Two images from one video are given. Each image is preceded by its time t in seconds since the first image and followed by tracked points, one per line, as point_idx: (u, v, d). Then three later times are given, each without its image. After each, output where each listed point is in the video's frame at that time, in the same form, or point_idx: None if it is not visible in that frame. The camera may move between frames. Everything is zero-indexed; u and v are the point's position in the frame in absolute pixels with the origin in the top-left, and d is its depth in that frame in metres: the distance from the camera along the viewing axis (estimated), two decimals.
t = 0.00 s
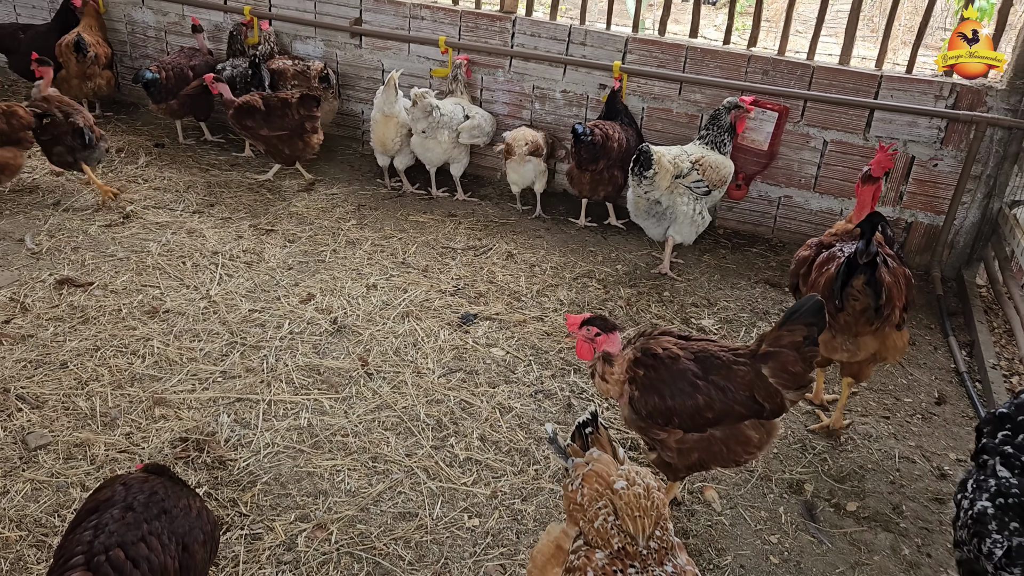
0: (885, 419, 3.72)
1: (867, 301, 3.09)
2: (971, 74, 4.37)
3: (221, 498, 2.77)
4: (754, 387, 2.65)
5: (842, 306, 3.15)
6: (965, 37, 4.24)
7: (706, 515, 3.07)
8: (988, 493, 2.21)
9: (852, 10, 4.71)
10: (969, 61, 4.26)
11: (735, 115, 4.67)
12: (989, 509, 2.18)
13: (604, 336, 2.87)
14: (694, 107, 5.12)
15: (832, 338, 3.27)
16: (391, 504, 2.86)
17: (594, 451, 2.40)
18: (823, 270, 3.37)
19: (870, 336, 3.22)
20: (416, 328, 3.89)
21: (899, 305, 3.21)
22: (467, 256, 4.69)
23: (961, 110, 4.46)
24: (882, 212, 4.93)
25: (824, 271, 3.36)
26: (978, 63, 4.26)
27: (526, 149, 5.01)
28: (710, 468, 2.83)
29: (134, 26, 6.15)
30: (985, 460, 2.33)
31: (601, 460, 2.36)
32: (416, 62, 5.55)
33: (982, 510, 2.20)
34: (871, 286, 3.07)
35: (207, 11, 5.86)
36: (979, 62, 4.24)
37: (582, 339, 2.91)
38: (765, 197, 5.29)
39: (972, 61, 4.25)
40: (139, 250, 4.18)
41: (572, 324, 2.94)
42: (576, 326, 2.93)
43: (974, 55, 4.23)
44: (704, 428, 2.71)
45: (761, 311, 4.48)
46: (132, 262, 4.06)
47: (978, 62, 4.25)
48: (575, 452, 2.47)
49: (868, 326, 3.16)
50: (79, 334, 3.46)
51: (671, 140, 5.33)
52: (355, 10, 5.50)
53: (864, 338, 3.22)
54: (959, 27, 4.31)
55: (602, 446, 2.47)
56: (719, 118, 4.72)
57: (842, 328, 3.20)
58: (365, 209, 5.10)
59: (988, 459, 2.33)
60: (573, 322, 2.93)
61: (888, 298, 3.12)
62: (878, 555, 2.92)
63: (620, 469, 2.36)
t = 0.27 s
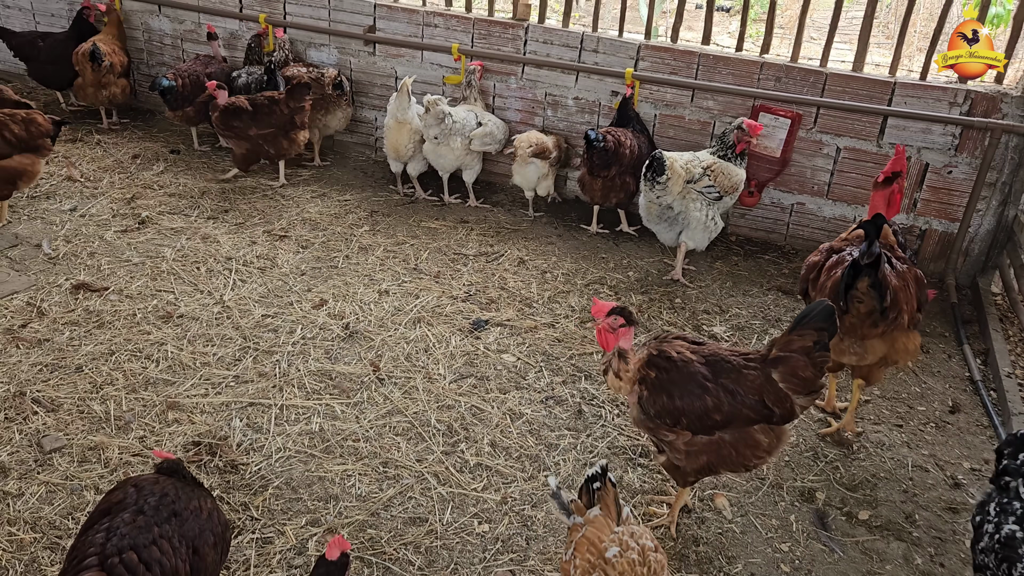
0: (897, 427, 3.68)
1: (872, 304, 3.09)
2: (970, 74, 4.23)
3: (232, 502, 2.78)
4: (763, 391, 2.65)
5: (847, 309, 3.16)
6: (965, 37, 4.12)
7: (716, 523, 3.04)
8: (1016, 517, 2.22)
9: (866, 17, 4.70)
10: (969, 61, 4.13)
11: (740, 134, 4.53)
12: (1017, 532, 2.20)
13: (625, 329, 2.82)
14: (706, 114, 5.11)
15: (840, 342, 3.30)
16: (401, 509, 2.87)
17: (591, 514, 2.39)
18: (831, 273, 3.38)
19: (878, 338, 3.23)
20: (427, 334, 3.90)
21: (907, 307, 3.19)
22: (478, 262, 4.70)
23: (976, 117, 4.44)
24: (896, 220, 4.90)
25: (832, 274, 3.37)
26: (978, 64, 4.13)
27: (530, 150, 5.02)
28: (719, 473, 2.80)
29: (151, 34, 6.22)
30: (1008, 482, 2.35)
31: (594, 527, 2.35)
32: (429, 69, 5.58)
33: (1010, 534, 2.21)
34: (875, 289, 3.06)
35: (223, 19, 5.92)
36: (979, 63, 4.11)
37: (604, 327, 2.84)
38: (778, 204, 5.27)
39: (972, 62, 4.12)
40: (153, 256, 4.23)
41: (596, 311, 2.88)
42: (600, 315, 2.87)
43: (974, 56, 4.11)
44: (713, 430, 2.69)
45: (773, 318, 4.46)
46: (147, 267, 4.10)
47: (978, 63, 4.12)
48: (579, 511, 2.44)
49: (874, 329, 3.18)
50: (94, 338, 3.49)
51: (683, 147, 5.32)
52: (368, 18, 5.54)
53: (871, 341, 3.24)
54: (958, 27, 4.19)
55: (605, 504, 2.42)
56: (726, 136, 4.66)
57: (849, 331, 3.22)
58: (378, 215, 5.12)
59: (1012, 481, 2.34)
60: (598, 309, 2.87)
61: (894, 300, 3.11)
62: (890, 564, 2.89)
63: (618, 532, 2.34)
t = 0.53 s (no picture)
0: (908, 433, 3.65)
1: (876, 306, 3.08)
2: (970, 74, 4.21)
3: (242, 506, 2.79)
4: (772, 397, 2.64)
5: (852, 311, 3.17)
6: (965, 37, 4.11)
7: (725, 529, 3.02)
8: None
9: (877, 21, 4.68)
10: (969, 61, 4.13)
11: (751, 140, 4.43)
12: None
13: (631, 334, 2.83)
14: (716, 119, 5.11)
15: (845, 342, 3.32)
16: (409, 514, 2.87)
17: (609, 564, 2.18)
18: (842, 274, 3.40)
19: (883, 340, 3.23)
20: (436, 339, 3.90)
21: (913, 310, 3.18)
22: (487, 267, 4.70)
23: (987, 121, 4.41)
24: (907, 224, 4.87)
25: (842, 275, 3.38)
26: (978, 64, 4.12)
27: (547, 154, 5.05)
28: (728, 478, 2.78)
29: (163, 40, 6.27)
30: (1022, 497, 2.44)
31: None
32: (438, 75, 5.60)
33: None
34: (879, 291, 3.05)
35: (235, 25, 5.97)
36: (979, 63, 4.10)
37: (610, 332, 2.84)
38: (788, 209, 5.24)
39: (972, 62, 4.11)
40: (164, 260, 4.25)
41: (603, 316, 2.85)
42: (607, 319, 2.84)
43: (974, 56, 4.10)
44: (722, 435, 2.68)
45: (783, 323, 4.44)
46: (158, 272, 4.13)
47: (978, 63, 4.10)
48: (596, 561, 2.26)
49: (880, 331, 3.18)
50: (106, 342, 3.51)
51: (693, 152, 5.32)
52: (379, 23, 5.56)
53: (877, 343, 3.24)
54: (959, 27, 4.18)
55: (624, 555, 2.18)
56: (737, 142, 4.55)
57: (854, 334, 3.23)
58: (387, 220, 5.13)
59: None
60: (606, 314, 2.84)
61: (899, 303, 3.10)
62: (900, 571, 2.86)
63: None
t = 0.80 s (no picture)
0: (916, 437, 3.63)
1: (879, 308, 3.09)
2: (970, 74, 4.21)
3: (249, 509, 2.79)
4: (779, 401, 2.63)
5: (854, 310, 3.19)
6: (965, 37, 4.09)
7: (731, 533, 3.00)
8: None
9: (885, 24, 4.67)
10: (969, 61, 4.12)
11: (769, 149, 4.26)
12: None
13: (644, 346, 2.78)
14: (723, 122, 5.10)
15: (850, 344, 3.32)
16: (416, 517, 2.86)
17: None
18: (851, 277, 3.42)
19: (889, 345, 3.22)
20: (443, 342, 3.90)
21: (920, 315, 3.17)
22: (494, 270, 4.70)
23: (996, 124, 4.38)
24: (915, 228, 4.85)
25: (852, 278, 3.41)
26: (978, 64, 4.12)
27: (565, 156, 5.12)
28: (734, 482, 2.76)
29: (172, 45, 6.31)
30: (1020, 498, 2.45)
31: None
32: (445, 78, 5.61)
33: None
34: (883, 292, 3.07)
35: (243, 29, 6.00)
36: (979, 63, 4.09)
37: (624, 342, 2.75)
38: (795, 212, 5.23)
39: (972, 62, 4.11)
40: (173, 264, 4.27)
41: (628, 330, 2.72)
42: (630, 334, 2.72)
43: (974, 56, 4.10)
44: (729, 439, 2.67)
45: (790, 327, 4.42)
46: (166, 275, 4.14)
47: (978, 63, 4.10)
48: None
49: (885, 334, 3.16)
50: (114, 346, 3.52)
51: (699, 155, 5.31)
52: (386, 27, 5.58)
53: (883, 348, 3.22)
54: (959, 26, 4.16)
55: None
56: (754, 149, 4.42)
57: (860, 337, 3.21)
58: (395, 224, 5.14)
59: (1021, 497, 2.44)
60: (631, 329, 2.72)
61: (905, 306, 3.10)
62: None
63: None
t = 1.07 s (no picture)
0: (923, 439, 3.61)
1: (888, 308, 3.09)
2: (970, 74, 4.21)
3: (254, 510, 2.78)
4: (785, 400, 2.62)
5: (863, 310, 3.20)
6: (965, 37, 4.07)
7: (737, 535, 2.99)
8: None
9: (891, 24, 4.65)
10: (969, 61, 4.12)
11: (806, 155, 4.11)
12: None
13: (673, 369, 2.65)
14: (729, 123, 5.10)
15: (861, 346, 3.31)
16: (421, 518, 2.86)
17: None
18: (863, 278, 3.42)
19: (900, 345, 3.21)
20: (448, 343, 3.90)
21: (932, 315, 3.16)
22: (500, 271, 4.70)
23: (1003, 124, 4.36)
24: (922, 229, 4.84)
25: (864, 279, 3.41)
26: (978, 64, 4.11)
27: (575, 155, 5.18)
28: (741, 483, 2.76)
29: (178, 47, 6.34)
30: None
31: None
32: (450, 80, 5.62)
33: None
34: (892, 291, 3.07)
35: (248, 32, 6.02)
36: (979, 63, 4.09)
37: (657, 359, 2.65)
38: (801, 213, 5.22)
39: (972, 62, 4.10)
40: (179, 265, 4.28)
41: (661, 347, 2.61)
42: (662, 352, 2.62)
43: (974, 56, 4.09)
44: (737, 440, 2.66)
45: (796, 328, 4.41)
46: (172, 277, 4.16)
47: (978, 63, 4.09)
48: None
49: (895, 334, 3.16)
50: (121, 347, 3.53)
51: (705, 156, 5.31)
52: (391, 29, 5.59)
53: (894, 348, 3.22)
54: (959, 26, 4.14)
55: None
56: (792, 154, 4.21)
57: (869, 337, 3.21)
58: (400, 225, 5.15)
59: None
60: (666, 350, 2.61)
61: (915, 306, 3.09)
62: None
63: None
